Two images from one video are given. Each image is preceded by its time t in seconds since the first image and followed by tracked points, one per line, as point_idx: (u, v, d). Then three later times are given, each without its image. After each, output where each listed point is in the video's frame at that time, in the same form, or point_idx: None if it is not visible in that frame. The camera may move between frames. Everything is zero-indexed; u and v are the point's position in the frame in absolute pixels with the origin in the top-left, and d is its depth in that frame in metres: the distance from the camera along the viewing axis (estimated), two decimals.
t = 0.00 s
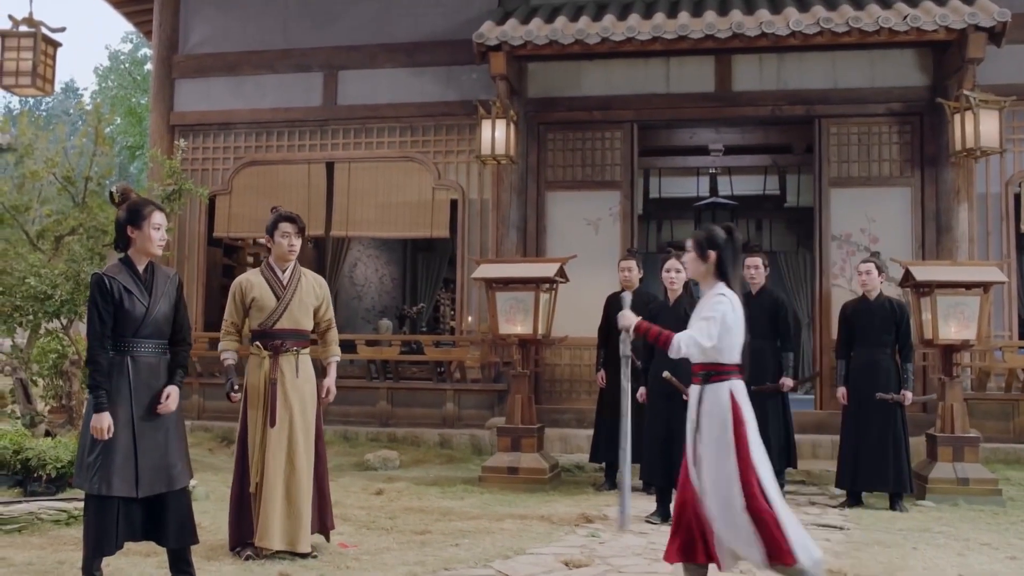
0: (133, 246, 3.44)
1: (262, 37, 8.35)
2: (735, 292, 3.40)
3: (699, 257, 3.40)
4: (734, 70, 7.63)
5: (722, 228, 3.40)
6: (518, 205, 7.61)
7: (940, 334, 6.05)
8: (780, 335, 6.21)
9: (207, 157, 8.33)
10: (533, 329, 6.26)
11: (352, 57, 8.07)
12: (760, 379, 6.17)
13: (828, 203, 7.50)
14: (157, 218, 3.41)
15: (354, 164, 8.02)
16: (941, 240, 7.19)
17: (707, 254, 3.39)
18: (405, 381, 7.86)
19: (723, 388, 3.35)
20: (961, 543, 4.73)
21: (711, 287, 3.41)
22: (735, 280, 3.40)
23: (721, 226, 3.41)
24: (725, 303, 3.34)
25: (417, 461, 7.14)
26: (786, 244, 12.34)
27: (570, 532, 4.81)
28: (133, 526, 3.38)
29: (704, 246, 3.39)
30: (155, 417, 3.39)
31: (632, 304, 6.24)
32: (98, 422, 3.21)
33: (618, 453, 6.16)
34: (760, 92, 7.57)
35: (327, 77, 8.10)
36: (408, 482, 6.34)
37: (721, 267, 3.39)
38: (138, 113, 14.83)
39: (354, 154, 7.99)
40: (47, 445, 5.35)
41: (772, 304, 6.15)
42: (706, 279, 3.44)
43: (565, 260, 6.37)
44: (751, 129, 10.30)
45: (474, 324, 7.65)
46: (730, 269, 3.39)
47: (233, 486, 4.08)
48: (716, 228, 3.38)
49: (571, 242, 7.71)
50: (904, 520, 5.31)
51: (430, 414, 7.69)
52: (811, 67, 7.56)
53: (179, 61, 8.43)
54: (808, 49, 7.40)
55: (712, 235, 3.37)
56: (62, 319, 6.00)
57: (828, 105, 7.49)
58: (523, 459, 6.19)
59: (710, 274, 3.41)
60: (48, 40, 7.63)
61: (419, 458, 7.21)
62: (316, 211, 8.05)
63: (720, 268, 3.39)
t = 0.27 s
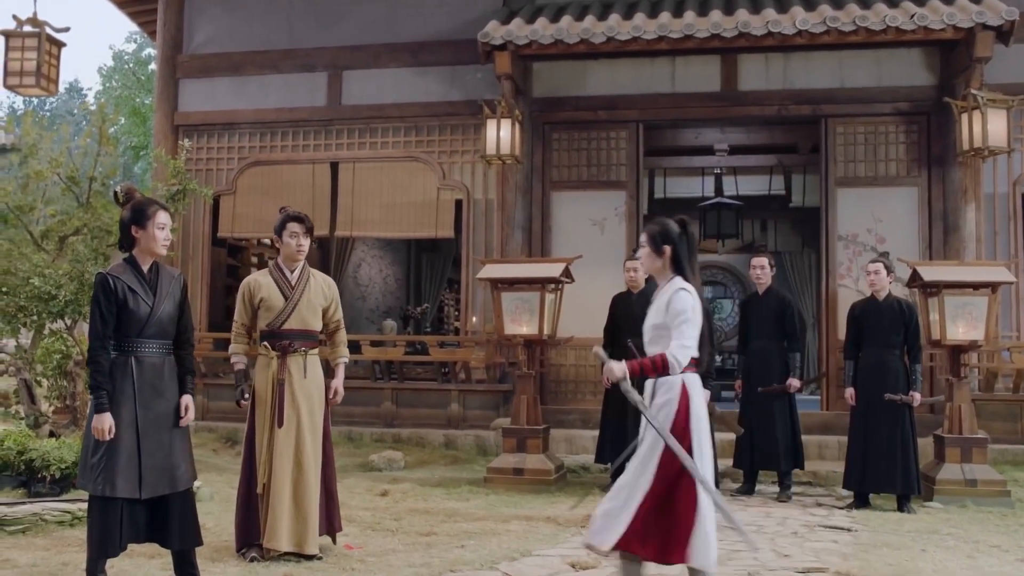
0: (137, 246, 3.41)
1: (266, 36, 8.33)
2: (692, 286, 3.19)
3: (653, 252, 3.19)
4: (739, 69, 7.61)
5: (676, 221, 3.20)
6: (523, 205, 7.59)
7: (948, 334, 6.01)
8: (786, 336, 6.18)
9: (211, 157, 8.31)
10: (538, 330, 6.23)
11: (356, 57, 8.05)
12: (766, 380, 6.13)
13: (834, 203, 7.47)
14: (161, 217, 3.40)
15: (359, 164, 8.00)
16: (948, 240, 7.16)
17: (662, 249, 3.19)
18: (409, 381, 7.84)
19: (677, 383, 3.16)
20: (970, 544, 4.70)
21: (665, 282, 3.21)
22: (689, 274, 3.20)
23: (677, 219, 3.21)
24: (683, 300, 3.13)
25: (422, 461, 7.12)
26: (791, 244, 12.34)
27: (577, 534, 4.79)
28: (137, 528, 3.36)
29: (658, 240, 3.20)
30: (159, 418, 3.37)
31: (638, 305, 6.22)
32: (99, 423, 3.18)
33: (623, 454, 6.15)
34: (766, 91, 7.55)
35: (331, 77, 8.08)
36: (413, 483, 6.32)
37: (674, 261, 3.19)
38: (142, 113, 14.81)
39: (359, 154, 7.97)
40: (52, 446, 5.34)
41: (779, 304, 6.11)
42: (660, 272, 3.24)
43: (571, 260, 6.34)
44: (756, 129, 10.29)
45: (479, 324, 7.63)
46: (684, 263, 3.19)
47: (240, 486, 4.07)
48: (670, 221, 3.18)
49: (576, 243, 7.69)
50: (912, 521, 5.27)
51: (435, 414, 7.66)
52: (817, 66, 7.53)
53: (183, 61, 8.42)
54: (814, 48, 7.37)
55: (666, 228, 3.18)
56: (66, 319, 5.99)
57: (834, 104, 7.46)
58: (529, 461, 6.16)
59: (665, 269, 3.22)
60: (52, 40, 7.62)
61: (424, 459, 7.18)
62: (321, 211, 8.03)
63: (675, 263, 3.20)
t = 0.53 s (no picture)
0: (144, 244, 3.38)
1: (273, 35, 8.30)
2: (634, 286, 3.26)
3: (600, 253, 3.26)
4: (749, 66, 7.56)
5: (623, 221, 3.28)
6: (531, 203, 7.55)
7: (961, 334, 5.95)
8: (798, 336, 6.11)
9: (217, 156, 8.28)
10: (547, 329, 6.19)
11: (363, 55, 8.02)
12: (777, 381, 6.06)
13: (845, 201, 7.41)
14: (169, 214, 3.36)
15: (366, 163, 7.96)
16: (960, 238, 7.11)
17: (608, 250, 3.26)
18: (417, 381, 7.80)
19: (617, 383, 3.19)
20: (985, 546, 4.64)
21: (609, 284, 3.29)
22: (634, 276, 3.27)
23: (622, 218, 3.29)
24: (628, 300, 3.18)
25: (430, 462, 7.08)
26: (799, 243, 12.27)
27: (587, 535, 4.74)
28: (143, 529, 3.32)
29: (605, 241, 3.27)
30: (166, 418, 3.34)
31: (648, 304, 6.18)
32: (104, 422, 3.15)
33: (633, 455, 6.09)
34: (775, 89, 7.49)
35: (338, 75, 8.04)
36: (421, 484, 6.28)
37: (620, 263, 3.27)
38: (148, 113, 14.80)
39: (366, 153, 7.93)
40: (58, 446, 5.30)
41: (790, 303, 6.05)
42: (605, 273, 3.31)
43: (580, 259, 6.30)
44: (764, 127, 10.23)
45: (487, 323, 7.59)
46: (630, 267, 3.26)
47: (250, 487, 4.04)
48: (618, 222, 3.25)
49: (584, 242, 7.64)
50: (926, 523, 5.22)
51: (442, 414, 7.63)
52: (827, 64, 7.47)
53: (190, 59, 8.39)
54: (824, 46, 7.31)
55: (613, 229, 3.25)
56: (72, 318, 5.96)
57: (845, 102, 7.40)
58: (538, 461, 6.12)
59: (610, 270, 3.30)
60: (59, 38, 7.60)
61: (431, 459, 7.14)
62: (328, 210, 7.99)
63: (620, 265, 3.27)
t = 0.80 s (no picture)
0: (150, 241, 3.33)
1: (279, 31, 8.25)
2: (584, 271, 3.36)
3: (553, 240, 3.36)
4: (760, 61, 7.49)
5: (573, 205, 3.35)
6: (540, 200, 7.49)
7: (976, 332, 5.88)
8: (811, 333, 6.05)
9: (224, 152, 8.24)
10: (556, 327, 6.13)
11: (370, 51, 7.96)
12: (789, 379, 6.01)
13: (856, 197, 7.33)
14: (175, 211, 3.30)
15: (373, 159, 7.91)
16: (973, 235, 7.03)
17: (561, 235, 3.36)
18: (424, 379, 7.75)
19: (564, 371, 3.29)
20: (1003, 547, 4.57)
21: (564, 267, 3.39)
22: (587, 258, 3.37)
23: (573, 202, 3.36)
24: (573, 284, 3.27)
25: (438, 460, 7.03)
26: (807, 241, 12.19)
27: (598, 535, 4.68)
28: (149, 529, 3.27)
29: (556, 226, 3.35)
30: (173, 417, 3.28)
31: (658, 301, 6.12)
32: (109, 421, 3.10)
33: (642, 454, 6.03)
34: (786, 84, 7.42)
35: (345, 71, 7.99)
36: (430, 483, 6.23)
37: (573, 247, 3.37)
38: (154, 109, 14.76)
39: (373, 149, 7.88)
40: (64, 444, 5.26)
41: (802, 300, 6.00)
42: (558, 258, 3.40)
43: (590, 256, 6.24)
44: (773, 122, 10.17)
45: (495, 320, 7.53)
46: (581, 248, 3.36)
47: (257, 486, 3.99)
48: (567, 206, 3.33)
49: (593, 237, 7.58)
50: (941, 523, 5.15)
51: (450, 412, 7.57)
52: (839, 59, 7.39)
53: (196, 55, 8.34)
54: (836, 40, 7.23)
55: (563, 214, 3.33)
56: (78, 316, 5.91)
57: (857, 97, 7.32)
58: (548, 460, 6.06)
59: (563, 255, 3.38)
60: (64, 34, 7.55)
61: (439, 458, 7.09)
62: (335, 207, 7.94)
63: (572, 247, 3.37)
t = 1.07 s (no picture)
0: (155, 233, 3.28)
1: (284, 23, 8.19)
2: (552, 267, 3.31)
3: (517, 236, 3.33)
4: (769, 53, 7.41)
5: (537, 201, 3.35)
6: (547, 193, 7.43)
7: (989, 326, 5.81)
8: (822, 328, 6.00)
9: (229, 145, 8.18)
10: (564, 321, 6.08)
11: (376, 43, 7.90)
12: (800, 373, 5.96)
13: (867, 190, 7.26)
14: (181, 203, 3.25)
15: (379, 152, 7.84)
16: (985, 228, 6.96)
17: (525, 231, 3.33)
18: (431, 373, 7.70)
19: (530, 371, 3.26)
20: (1018, 545, 4.51)
21: (530, 266, 3.34)
22: (552, 255, 3.32)
23: (537, 199, 3.36)
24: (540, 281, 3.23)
25: (445, 455, 6.98)
26: (814, 235, 12.11)
27: (608, 532, 4.63)
28: (154, 527, 3.23)
29: (520, 223, 3.32)
30: (178, 412, 3.23)
31: (667, 295, 6.05)
32: (114, 417, 3.06)
33: (650, 450, 5.95)
34: (796, 76, 7.35)
35: (350, 63, 7.93)
36: (437, 478, 6.18)
37: (538, 244, 3.33)
38: (158, 102, 14.72)
39: (379, 142, 7.82)
40: (69, 439, 5.22)
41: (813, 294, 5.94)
42: (525, 256, 3.36)
43: (598, 250, 6.18)
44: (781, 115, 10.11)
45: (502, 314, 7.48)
46: (546, 244, 3.32)
47: (264, 481, 3.95)
48: (532, 202, 3.32)
49: (601, 231, 7.52)
50: (954, 520, 5.09)
51: (457, 407, 7.52)
52: (850, 50, 7.31)
53: (200, 48, 8.28)
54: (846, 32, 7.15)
55: (528, 210, 3.32)
56: (83, 310, 5.87)
57: (868, 89, 7.24)
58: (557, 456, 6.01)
59: (529, 253, 3.35)
60: (68, 26, 7.50)
61: (446, 453, 7.05)
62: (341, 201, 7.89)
63: (537, 245, 3.33)
